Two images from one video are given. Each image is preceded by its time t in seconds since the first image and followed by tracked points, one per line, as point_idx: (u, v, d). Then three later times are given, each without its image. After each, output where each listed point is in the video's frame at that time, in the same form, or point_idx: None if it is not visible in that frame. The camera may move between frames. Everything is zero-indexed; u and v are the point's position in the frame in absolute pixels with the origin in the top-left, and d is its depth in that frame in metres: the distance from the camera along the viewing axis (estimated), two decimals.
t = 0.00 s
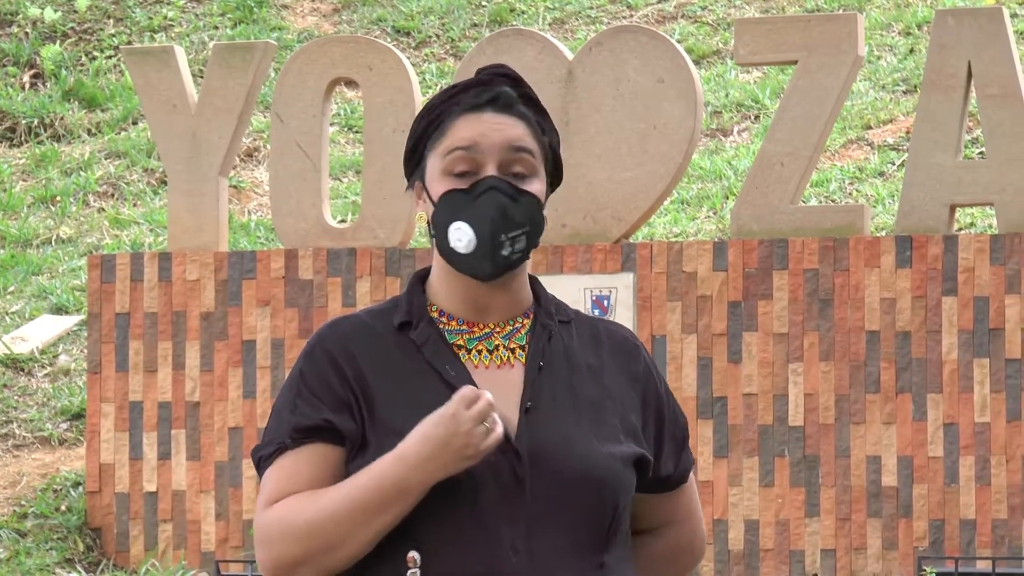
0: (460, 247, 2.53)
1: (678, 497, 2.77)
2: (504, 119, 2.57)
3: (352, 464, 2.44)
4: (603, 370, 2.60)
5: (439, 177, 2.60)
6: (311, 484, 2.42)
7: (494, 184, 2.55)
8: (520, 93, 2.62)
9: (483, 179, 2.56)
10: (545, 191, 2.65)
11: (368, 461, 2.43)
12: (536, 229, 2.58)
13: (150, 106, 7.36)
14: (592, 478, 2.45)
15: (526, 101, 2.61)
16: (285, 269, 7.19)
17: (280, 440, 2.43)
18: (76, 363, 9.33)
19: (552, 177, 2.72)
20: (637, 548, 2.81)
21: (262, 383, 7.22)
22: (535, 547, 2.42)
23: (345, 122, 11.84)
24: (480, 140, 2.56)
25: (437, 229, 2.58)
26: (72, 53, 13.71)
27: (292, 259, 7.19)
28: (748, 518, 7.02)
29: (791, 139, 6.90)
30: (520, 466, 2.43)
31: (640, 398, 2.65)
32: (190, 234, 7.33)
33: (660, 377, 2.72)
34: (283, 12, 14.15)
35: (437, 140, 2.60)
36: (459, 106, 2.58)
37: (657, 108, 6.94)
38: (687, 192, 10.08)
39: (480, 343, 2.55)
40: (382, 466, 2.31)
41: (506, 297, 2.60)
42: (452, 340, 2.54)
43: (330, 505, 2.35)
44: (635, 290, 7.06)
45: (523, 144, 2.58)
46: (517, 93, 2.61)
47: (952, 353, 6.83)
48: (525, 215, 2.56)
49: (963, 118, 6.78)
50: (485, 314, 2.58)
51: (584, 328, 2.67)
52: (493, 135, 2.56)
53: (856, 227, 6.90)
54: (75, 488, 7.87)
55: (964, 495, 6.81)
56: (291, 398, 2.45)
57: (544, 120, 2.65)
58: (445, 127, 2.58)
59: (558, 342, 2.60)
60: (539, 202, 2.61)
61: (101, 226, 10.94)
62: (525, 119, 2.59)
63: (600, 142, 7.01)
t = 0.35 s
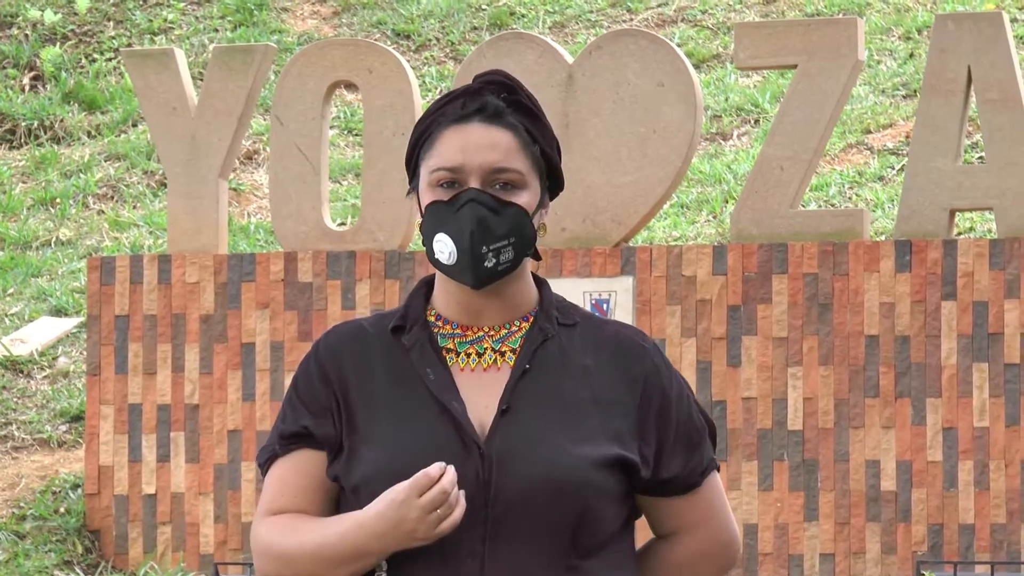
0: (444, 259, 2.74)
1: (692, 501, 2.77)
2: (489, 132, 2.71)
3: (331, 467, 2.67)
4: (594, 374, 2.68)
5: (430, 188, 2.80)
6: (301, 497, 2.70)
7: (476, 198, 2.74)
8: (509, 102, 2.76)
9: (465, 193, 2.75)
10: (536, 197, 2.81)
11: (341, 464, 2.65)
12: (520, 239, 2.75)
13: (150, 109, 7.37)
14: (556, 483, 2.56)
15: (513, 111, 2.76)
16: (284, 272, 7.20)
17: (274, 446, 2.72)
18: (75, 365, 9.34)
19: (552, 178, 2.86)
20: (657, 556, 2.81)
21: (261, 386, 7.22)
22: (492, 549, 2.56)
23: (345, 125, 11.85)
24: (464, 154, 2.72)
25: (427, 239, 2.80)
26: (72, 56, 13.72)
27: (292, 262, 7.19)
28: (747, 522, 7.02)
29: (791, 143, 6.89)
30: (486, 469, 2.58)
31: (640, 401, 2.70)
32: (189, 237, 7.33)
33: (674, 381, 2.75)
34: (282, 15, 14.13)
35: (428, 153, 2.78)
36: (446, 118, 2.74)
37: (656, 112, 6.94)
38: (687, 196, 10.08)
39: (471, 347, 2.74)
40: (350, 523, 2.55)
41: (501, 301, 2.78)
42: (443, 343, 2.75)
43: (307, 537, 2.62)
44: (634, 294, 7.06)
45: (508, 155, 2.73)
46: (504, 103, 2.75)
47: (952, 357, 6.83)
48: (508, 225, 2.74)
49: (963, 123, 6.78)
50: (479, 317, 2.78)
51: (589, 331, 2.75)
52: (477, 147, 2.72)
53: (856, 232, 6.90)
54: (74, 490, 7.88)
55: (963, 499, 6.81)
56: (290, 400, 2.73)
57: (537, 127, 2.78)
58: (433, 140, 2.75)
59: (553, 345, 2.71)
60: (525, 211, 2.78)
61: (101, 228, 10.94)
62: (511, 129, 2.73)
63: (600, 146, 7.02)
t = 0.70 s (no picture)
0: (450, 255, 2.76)
1: (692, 508, 2.75)
2: (494, 128, 2.72)
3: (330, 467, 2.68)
4: (593, 376, 2.67)
5: (435, 183, 2.81)
6: (299, 496, 2.72)
7: (481, 192, 2.75)
8: (515, 97, 2.77)
9: (471, 188, 2.76)
10: (542, 192, 2.83)
11: (339, 465, 2.66)
12: (527, 234, 2.76)
13: (150, 109, 7.37)
14: (548, 487, 2.56)
15: (517, 105, 2.76)
16: (283, 272, 7.20)
17: (276, 445, 2.74)
18: (74, 365, 9.34)
19: (557, 172, 2.87)
20: (656, 560, 2.81)
21: (261, 386, 7.23)
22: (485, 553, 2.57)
23: (345, 125, 11.86)
24: (470, 150, 2.74)
25: (433, 235, 2.81)
26: (72, 56, 13.72)
27: (292, 262, 7.19)
28: (746, 523, 7.02)
29: (791, 144, 6.89)
30: (479, 472, 2.59)
31: (640, 403, 2.69)
32: (189, 237, 7.33)
33: (676, 383, 2.73)
34: (283, 15, 14.12)
35: (433, 149, 2.79)
36: (452, 114, 2.75)
37: (656, 113, 6.93)
38: (686, 197, 10.08)
39: (472, 349, 2.76)
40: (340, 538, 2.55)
41: (506, 300, 2.79)
42: (446, 344, 2.77)
43: (301, 542, 2.64)
44: (634, 295, 7.07)
45: (514, 150, 2.74)
46: (509, 98, 2.76)
47: (951, 358, 6.83)
48: (514, 221, 2.75)
49: (963, 124, 6.77)
50: (483, 318, 2.79)
51: (592, 331, 2.74)
52: (483, 143, 2.73)
53: (856, 233, 6.90)
54: (74, 490, 7.88)
55: (962, 500, 6.81)
56: (292, 399, 2.75)
57: (542, 121, 2.79)
58: (439, 136, 2.76)
59: (553, 347, 2.71)
60: (531, 206, 2.79)
61: (100, 229, 10.94)
62: (516, 125, 2.74)
63: (600, 146, 7.01)
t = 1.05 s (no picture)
0: (452, 247, 2.75)
1: (698, 509, 2.78)
2: (494, 122, 2.73)
3: (341, 470, 2.65)
4: (602, 380, 2.68)
5: (436, 179, 2.81)
6: (305, 500, 2.67)
7: (483, 184, 2.74)
8: (514, 93, 2.78)
9: (471, 180, 2.75)
10: (543, 185, 2.83)
11: (351, 467, 2.62)
12: (529, 225, 2.76)
13: (151, 111, 7.37)
14: (568, 491, 2.56)
15: (516, 100, 2.77)
16: (285, 274, 7.20)
17: (281, 445, 2.70)
18: (76, 366, 9.35)
19: (557, 170, 2.88)
20: (657, 558, 2.82)
21: (262, 387, 7.23)
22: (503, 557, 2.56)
23: (347, 126, 11.86)
24: (471, 143, 2.74)
25: (434, 229, 2.80)
26: (74, 57, 13.72)
27: (294, 264, 7.19)
28: (748, 524, 7.02)
29: (792, 146, 6.90)
30: (498, 475, 2.58)
31: (647, 408, 2.70)
32: (191, 238, 7.33)
33: (679, 387, 2.75)
34: (284, 16, 14.11)
35: (433, 146, 2.79)
36: (451, 110, 2.75)
37: (657, 115, 6.94)
38: (688, 199, 10.08)
39: (479, 351, 2.75)
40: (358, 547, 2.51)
41: (510, 299, 2.79)
42: (453, 346, 2.75)
43: (311, 546, 2.58)
44: (635, 297, 7.06)
45: (514, 143, 2.75)
46: (508, 94, 2.77)
47: (953, 360, 6.83)
48: (516, 211, 2.75)
49: (964, 126, 6.78)
50: (488, 319, 2.78)
51: (597, 335, 2.75)
52: (483, 137, 2.74)
53: (857, 235, 6.90)
54: (76, 492, 7.87)
55: (964, 502, 6.81)
56: (294, 402, 2.71)
57: (541, 117, 2.80)
58: (439, 131, 2.77)
59: (561, 350, 2.72)
60: (533, 198, 2.79)
61: (102, 230, 10.94)
62: (517, 119, 2.75)
63: (601, 148, 7.01)
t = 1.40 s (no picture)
0: (456, 237, 2.76)
1: (700, 505, 2.80)
2: (500, 115, 2.74)
3: (346, 468, 2.64)
4: (606, 377, 2.69)
5: (440, 171, 2.81)
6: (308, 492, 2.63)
7: (489, 175, 2.75)
8: (517, 88, 2.78)
9: (476, 171, 2.76)
10: (545, 180, 2.84)
11: (358, 465, 2.62)
12: (532, 219, 2.78)
13: (159, 109, 7.36)
14: (577, 489, 2.56)
15: (521, 95, 2.78)
16: (293, 272, 7.19)
17: (281, 442, 2.65)
18: (84, 364, 9.35)
19: (558, 164, 2.89)
20: (657, 552, 2.85)
21: (270, 385, 7.23)
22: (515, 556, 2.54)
23: (354, 125, 11.86)
24: (475, 136, 2.75)
25: (438, 220, 2.81)
26: (82, 55, 13.72)
27: (301, 262, 7.19)
28: (756, 522, 7.02)
29: (800, 144, 6.89)
30: (506, 473, 2.56)
31: (650, 405, 2.71)
32: (199, 236, 7.33)
33: (678, 383, 2.77)
34: (292, 15, 14.12)
35: (438, 139, 2.80)
36: (456, 103, 2.75)
37: (665, 113, 6.93)
38: (696, 197, 10.08)
39: (482, 348, 2.73)
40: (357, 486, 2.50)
41: (512, 296, 2.79)
42: (454, 344, 2.73)
43: (322, 514, 2.53)
44: (643, 295, 7.06)
45: (519, 137, 2.76)
46: (514, 89, 2.78)
47: (961, 358, 6.83)
48: (519, 204, 2.77)
49: (972, 124, 6.77)
50: (490, 317, 2.77)
51: (597, 332, 2.76)
52: (488, 129, 2.75)
53: (865, 233, 6.90)
54: (84, 490, 7.88)
55: (972, 500, 6.81)
56: (294, 400, 2.67)
57: (543, 112, 2.81)
58: (444, 124, 2.77)
59: (563, 347, 2.71)
60: (535, 191, 2.81)
61: (109, 228, 10.95)
62: (521, 113, 2.76)
63: (609, 146, 7.01)
